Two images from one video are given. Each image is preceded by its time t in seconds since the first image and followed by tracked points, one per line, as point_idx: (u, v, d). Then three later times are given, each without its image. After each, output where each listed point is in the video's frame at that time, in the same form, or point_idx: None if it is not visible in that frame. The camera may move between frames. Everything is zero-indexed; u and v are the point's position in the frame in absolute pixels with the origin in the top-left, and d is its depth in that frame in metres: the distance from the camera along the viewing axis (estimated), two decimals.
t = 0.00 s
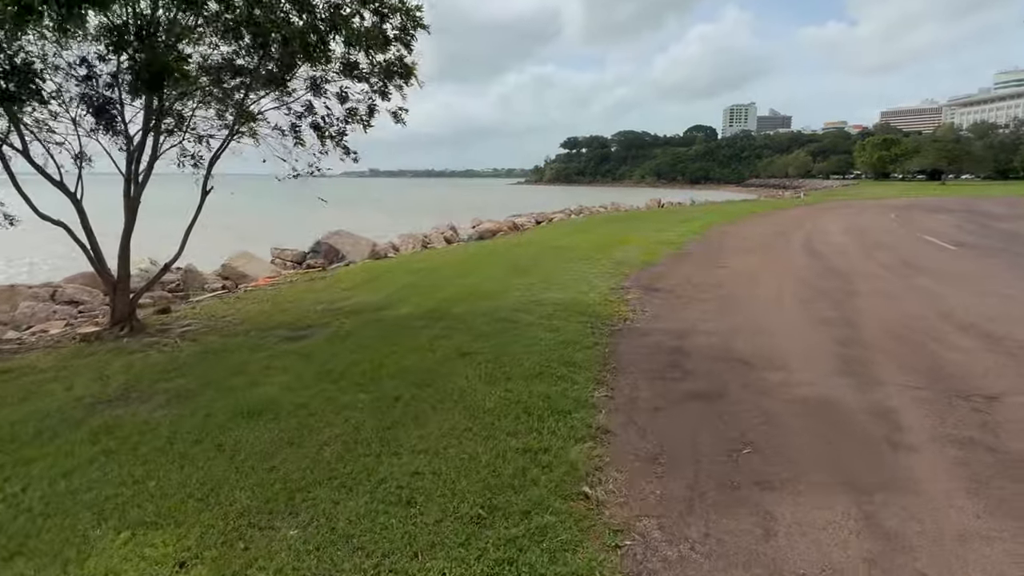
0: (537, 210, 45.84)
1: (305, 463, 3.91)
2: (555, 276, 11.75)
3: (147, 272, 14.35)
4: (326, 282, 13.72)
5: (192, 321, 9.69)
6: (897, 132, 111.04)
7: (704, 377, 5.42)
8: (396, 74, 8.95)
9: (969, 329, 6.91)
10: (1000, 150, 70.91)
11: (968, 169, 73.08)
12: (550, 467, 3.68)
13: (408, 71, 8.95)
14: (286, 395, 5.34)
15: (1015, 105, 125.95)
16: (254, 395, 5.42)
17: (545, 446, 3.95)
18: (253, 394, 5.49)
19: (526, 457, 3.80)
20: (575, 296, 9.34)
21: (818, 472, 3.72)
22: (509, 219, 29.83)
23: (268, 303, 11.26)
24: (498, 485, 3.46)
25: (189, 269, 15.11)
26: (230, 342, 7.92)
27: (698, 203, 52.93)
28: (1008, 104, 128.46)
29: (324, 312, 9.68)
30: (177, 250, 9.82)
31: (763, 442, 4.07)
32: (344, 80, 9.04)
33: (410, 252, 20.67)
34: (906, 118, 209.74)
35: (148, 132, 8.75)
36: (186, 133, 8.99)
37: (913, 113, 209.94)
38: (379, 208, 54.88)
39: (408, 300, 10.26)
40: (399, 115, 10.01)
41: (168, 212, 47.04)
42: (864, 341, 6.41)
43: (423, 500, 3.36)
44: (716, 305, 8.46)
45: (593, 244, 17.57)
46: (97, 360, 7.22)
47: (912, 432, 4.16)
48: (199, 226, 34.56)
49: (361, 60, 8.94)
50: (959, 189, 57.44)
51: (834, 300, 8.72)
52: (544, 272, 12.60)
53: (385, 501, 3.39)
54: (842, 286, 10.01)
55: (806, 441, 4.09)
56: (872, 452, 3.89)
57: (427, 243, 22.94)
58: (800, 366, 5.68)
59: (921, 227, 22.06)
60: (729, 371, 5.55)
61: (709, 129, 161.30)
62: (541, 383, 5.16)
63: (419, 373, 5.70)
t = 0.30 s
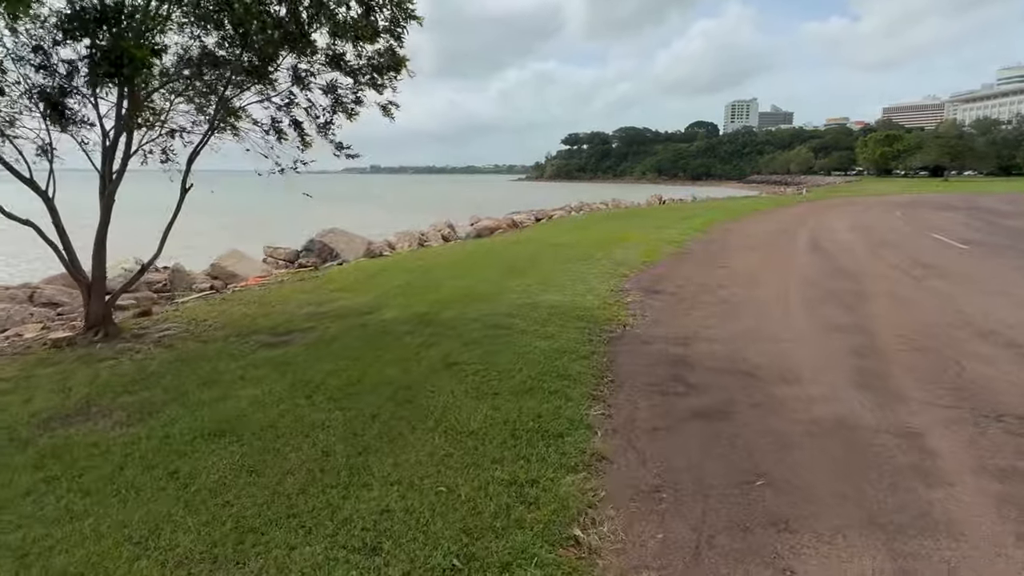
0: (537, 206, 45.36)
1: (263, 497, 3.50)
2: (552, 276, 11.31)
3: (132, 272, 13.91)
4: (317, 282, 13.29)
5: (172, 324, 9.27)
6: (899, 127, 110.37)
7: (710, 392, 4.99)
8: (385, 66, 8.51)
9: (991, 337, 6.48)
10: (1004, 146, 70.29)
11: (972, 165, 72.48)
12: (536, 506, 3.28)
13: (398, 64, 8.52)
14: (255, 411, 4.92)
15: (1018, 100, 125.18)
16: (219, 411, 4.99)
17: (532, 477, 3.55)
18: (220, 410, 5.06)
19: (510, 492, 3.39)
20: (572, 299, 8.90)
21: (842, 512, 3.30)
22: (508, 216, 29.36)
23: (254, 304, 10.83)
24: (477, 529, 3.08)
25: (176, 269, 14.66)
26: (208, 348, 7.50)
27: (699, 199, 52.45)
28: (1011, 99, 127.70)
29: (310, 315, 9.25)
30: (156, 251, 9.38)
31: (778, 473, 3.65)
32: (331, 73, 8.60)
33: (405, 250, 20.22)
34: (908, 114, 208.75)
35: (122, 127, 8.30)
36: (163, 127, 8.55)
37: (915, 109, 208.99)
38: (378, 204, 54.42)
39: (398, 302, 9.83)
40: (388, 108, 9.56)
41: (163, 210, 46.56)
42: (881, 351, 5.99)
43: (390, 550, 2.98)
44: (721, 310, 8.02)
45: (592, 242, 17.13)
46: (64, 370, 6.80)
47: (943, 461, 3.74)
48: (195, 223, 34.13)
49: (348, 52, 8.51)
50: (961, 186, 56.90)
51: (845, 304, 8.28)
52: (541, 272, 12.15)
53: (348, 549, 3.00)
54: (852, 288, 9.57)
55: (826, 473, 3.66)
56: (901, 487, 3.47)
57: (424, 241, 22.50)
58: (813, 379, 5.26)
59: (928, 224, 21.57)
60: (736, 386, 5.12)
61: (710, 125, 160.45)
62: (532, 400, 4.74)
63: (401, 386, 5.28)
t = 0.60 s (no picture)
0: (537, 204, 44.88)
1: (208, 542, 3.08)
2: (549, 277, 10.83)
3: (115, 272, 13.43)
4: (305, 282, 12.83)
5: (147, 328, 8.80)
6: (902, 124, 109.77)
7: (718, 411, 4.52)
8: (372, 58, 8.01)
9: (1020, 347, 6.02)
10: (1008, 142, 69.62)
11: (975, 163, 71.88)
12: (519, 556, 2.86)
13: (386, 54, 8.01)
14: (218, 431, 4.47)
15: (1021, 96, 124.47)
16: (179, 430, 4.54)
17: (517, 519, 3.12)
18: (179, 429, 4.60)
19: (490, 537, 2.96)
20: (569, 302, 8.42)
21: (877, 566, 2.84)
22: (507, 214, 28.86)
23: (237, 306, 10.36)
24: None
25: (161, 268, 14.19)
26: (180, 356, 7.04)
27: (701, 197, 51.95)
28: (1014, 96, 126.97)
29: (292, 320, 8.79)
30: (131, 251, 8.90)
31: (800, 514, 3.19)
32: (315, 64, 8.10)
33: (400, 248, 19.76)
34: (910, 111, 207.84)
35: (94, 120, 7.83)
36: (138, 120, 8.08)
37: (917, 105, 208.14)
38: (376, 202, 53.89)
39: (387, 305, 9.37)
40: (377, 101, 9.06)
41: (161, 207, 46.15)
42: (902, 362, 5.53)
43: None
44: (727, 314, 7.54)
45: (592, 241, 16.64)
46: (22, 381, 6.33)
47: (989, 499, 3.27)
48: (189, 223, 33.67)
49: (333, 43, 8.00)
50: (965, 182, 56.31)
51: (858, 308, 7.83)
52: (538, 272, 11.67)
53: None
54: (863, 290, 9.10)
55: (855, 514, 3.20)
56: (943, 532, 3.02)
57: (420, 239, 22.03)
58: (831, 395, 4.80)
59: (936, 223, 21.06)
60: (748, 403, 4.65)
61: (712, 122, 159.77)
62: (522, 420, 4.29)
63: (380, 402, 4.82)
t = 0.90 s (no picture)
0: (536, 201, 44.43)
1: None
2: (545, 279, 10.39)
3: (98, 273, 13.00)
4: (293, 283, 12.38)
5: (121, 332, 8.36)
6: (904, 121, 109.16)
7: (725, 432, 4.08)
8: (356, 48, 7.53)
9: None
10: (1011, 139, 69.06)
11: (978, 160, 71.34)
12: None
13: (371, 43, 7.52)
14: (172, 452, 4.04)
15: None
16: (130, 450, 4.11)
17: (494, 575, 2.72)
18: (129, 451, 4.17)
19: None
20: (564, 306, 7.98)
21: None
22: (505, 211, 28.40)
23: (218, 309, 9.92)
24: None
25: (146, 269, 13.74)
26: (149, 365, 6.60)
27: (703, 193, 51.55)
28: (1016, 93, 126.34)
29: (273, 324, 8.34)
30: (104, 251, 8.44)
31: (825, 566, 2.76)
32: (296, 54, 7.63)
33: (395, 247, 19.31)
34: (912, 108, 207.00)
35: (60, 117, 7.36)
36: (109, 113, 7.61)
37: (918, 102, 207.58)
38: (374, 199, 53.43)
39: (375, 308, 8.93)
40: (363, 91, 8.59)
41: (157, 205, 45.73)
42: (924, 374, 5.09)
43: None
44: (732, 320, 7.10)
45: (591, 240, 16.19)
46: None
47: None
48: (183, 221, 33.22)
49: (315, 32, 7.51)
50: (969, 179, 55.81)
51: (871, 312, 7.39)
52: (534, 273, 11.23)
53: None
54: (875, 292, 8.66)
55: (886, 566, 2.78)
56: None
57: (416, 237, 21.58)
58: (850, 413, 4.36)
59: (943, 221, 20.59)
60: (758, 423, 4.21)
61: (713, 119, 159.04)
62: (508, 445, 3.87)
63: (354, 421, 4.40)
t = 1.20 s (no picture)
0: (534, 200, 44.00)
1: None
2: (541, 282, 9.96)
3: (79, 275, 12.56)
4: (281, 286, 11.96)
5: (92, 340, 7.93)
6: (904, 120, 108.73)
7: (735, 463, 3.67)
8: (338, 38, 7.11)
9: None
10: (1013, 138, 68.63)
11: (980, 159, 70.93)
12: None
13: (354, 32, 7.14)
14: (115, 486, 3.63)
15: None
16: (68, 484, 3.69)
17: None
18: (67, 483, 3.74)
19: None
20: (560, 313, 7.54)
21: None
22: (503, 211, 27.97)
23: (199, 313, 9.49)
24: None
25: (130, 271, 13.30)
26: (115, 377, 6.17)
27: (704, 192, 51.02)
28: (1016, 91, 126.22)
29: (254, 331, 7.91)
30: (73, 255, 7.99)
31: None
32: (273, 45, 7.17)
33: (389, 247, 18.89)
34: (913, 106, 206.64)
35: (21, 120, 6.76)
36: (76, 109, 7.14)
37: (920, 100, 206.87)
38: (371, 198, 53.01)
39: (361, 314, 8.51)
40: (347, 87, 8.17)
41: (152, 204, 45.27)
42: (950, 391, 4.67)
43: None
44: (737, 329, 6.68)
45: (589, 240, 15.78)
46: None
47: None
48: (178, 221, 32.82)
49: (294, 22, 7.08)
50: (970, 178, 55.41)
51: (884, 319, 6.97)
52: (530, 275, 10.81)
53: None
54: (886, 298, 8.26)
55: None
56: None
57: (412, 237, 21.16)
58: (872, 439, 3.95)
59: (948, 220, 20.19)
60: (771, 451, 3.81)
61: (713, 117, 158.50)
62: (489, 479, 3.46)
63: (321, 447, 3.99)
